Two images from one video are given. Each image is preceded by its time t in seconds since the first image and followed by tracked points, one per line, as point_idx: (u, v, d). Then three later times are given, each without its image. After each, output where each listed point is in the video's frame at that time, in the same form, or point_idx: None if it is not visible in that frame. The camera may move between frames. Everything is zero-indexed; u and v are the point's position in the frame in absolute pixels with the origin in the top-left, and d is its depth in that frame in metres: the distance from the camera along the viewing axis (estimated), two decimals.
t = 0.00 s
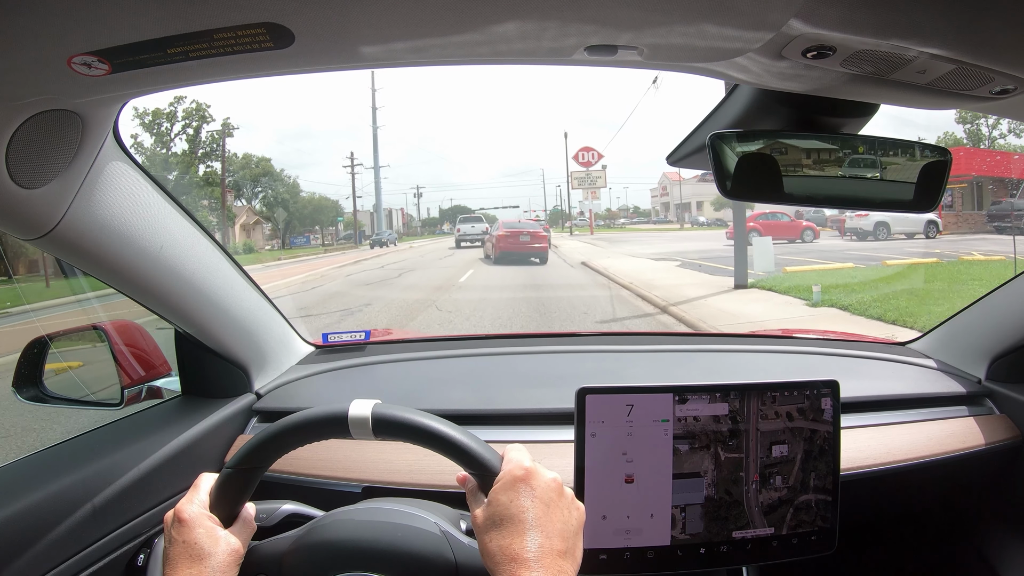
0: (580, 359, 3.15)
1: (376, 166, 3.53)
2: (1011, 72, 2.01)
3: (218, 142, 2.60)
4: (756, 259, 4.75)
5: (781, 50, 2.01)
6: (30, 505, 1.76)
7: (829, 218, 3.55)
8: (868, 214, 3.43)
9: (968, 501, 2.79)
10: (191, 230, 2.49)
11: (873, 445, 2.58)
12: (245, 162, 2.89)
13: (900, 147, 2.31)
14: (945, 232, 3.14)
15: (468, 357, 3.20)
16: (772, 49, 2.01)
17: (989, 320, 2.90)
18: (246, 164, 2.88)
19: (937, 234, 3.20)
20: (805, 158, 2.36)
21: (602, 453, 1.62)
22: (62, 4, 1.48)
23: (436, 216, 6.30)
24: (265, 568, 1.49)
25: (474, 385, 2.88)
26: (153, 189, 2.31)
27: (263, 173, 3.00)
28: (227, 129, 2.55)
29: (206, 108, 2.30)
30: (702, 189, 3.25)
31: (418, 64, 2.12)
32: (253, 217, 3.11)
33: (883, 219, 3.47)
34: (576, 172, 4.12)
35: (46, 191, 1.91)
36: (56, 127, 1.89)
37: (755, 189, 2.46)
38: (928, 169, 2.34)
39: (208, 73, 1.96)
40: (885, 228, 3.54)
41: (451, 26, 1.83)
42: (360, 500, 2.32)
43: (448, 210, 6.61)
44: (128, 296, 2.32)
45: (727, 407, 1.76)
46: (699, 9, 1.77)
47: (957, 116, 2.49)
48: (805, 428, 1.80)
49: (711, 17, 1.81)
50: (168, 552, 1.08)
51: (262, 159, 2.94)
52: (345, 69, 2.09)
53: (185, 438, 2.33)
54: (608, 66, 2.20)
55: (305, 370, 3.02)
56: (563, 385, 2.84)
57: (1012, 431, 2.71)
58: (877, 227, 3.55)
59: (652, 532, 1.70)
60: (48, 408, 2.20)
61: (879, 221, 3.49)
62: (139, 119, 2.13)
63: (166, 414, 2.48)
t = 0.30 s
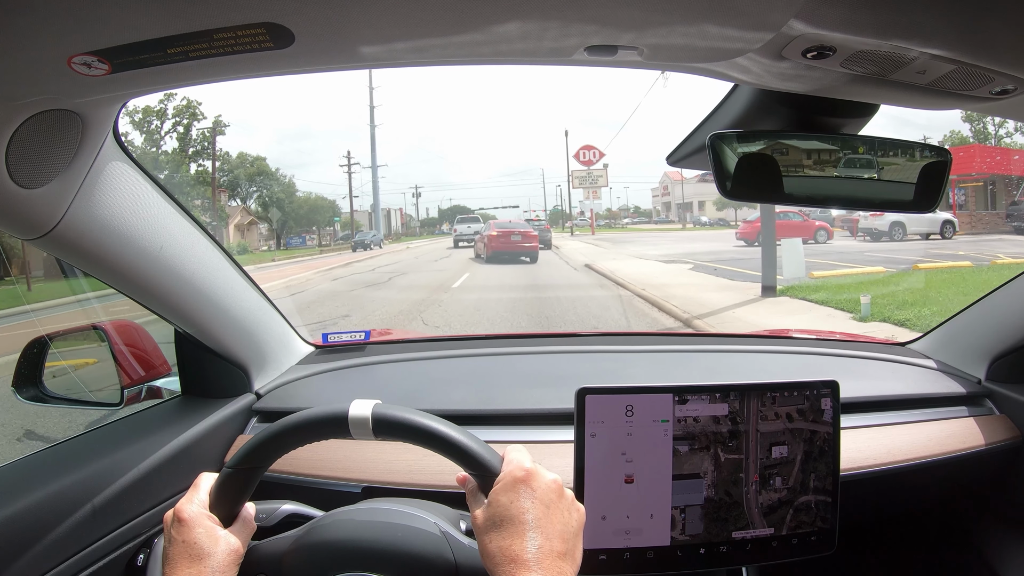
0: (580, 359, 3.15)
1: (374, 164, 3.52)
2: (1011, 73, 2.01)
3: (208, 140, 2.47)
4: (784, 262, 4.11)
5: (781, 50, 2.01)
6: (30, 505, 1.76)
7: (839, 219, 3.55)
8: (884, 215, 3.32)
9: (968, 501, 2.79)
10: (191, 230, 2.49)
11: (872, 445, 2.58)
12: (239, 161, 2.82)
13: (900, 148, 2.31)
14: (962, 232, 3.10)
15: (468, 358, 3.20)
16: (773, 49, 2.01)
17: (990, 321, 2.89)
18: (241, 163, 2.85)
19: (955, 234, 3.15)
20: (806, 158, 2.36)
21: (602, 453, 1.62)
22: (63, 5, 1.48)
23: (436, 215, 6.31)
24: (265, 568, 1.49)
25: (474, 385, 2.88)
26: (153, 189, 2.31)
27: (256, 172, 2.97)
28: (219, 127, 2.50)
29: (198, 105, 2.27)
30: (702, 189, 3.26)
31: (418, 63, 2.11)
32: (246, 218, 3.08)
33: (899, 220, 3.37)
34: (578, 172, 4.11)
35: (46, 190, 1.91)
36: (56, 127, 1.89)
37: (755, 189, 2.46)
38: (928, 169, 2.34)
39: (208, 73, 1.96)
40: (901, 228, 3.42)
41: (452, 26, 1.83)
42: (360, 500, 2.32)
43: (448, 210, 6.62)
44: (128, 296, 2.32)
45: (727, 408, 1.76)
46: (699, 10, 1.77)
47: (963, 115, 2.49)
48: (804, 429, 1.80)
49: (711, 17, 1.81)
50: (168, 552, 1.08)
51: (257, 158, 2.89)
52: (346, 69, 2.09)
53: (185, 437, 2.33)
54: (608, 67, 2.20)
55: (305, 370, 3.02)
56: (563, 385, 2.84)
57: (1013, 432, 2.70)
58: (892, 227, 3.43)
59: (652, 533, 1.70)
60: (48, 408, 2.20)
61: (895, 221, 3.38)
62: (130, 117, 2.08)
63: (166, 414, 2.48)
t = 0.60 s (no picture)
0: (580, 359, 3.15)
1: (372, 164, 3.52)
2: (1010, 72, 2.01)
3: (198, 138, 2.43)
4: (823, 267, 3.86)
5: (781, 50, 2.01)
6: (29, 505, 1.76)
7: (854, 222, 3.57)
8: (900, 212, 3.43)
9: (968, 500, 2.79)
10: (191, 230, 2.49)
11: (873, 445, 2.58)
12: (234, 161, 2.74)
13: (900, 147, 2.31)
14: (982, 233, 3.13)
15: (468, 358, 3.20)
16: (773, 49, 2.01)
17: (990, 320, 2.89)
18: (235, 162, 2.75)
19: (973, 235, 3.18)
20: (806, 158, 2.36)
21: (602, 453, 1.62)
22: (63, 6, 1.48)
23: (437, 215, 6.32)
24: (266, 570, 1.49)
25: (474, 385, 2.88)
26: (154, 189, 2.31)
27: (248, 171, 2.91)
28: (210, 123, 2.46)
29: (185, 101, 2.19)
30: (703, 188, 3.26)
31: (418, 64, 2.11)
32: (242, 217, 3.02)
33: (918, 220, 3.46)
34: (579, 171, 4.12)
35: (47, 191, 1.91)
36: (56, 127, 1.89)
37: (755, 189, 2.47)
38: (928, 169, 2.35)
39: (209, 73, 1.96)
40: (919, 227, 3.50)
41: (452, 26, 1.83)
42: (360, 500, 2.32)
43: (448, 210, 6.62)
44: (128, 296, 2.31)
45: (727, 408, 1.76)
46: (699, 10, 1.77)
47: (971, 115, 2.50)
48: (805, 429, 1.79)
49: (711, 17, 1.81)
50: (169, 554, 1.08)
51: (251, 158, 2.79)
52: (346, 69, 2.09)
53: (185, 437, 2.33)
54: (608, 66, 2.20)
55: (305, 370, 3.02)
56: (563, 385, 2.84)
57: (1013, 431, 2.70)
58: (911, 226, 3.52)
59: (652, 532, 1.69)
60: (48, 408, 2.20)
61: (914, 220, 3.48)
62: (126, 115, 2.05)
63: (166, 414, 2.48)
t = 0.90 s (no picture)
0: (581, 360, 3.15)
1: (370, 164, 3.52)
2: (1009, 72, 2.01)
3: (185, 135, 2.37)
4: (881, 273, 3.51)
5: (780, 50, 2.01)
6: (29, 506, 1.76)
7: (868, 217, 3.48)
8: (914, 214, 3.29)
9: (968, 501, 2.79)
10: (191, 230, 2.49)
11: (873, 445, 2.58)
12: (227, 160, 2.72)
13: (900, 147, 2.31)
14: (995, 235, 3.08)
15: (468, 358, 3.20)
16: (772, 48, 2.01)
17: (991, 320, 2.89)
18: (230, 161, 2.75)
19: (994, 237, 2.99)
20: (807, 158, 2.36)
21: (602, 454, 1.62)
22: (62, 6, 1.48)
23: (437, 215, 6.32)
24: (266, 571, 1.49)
25: (474, 385, 2.88)
26: (153, 190, 2.31)
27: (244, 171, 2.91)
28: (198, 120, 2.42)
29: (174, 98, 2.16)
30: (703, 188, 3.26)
31: (416, 64, 2.11)
32: (235, 217, 3.00)
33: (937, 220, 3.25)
34: (580, 170, 4.13)
35: (47, 191, 1.91)
36: (56, 128, 1.89)
37: (755, 189, 2.46)
38: (928, 169, 2.35)
39: (209, 73, 1.96)
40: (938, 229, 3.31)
41: (451, 26, 1.83)
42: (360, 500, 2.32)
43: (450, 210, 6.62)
44: (127, 296, 2.31)
45: (728, 409, 1.76)
46: (698, 9, 1.77)
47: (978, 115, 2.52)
48: (805, 430, 1.79)
49: (710, 17, 1.81)
50: (168, 559, 1.08)
51: (243, 157, 2.78)
52: (347, 69, 2.09)
53: (185, 438, 2.33)
54: (607, 66, 2.20)
55: (305, 370, 3.02)
56: (564, 385, 2.84)
57: (1013, 431, 2.70)
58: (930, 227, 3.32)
59: (652, 532, 1.69)
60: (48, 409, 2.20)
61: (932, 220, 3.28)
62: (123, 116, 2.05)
63: (166, 415, 2.48)
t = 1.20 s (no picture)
0: (581, 359, 3.15)
1: (367, 162, 3.52)
2: (1009, 72, 2.01)
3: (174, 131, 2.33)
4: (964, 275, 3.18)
5: (780, 49, 2.01)
6: (29, 506, 1.76)
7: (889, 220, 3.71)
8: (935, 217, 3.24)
9: (968, 499, 2.79)
10: (190, 230, 2.49)
11: (873, 445, 2.58)
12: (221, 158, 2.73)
13: (899, 147, 2.31)
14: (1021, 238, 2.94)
15: (468, 358, 3.20)
16: (772, 48, 2.01)
17: (990, 319, 2.89)
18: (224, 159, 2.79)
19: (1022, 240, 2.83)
20: (807, 158, 2.36)
21: (602, 454, 1.62)
22: (61, 7, 1.48)
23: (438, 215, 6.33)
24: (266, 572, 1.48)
25: (474, 385, 2.88)
26: (153, 190, 2.31)
27: (240, 169, 2.91)
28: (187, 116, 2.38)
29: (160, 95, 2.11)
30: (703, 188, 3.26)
31: (416, 64, 2.11)
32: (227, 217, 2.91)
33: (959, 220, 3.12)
34: (582, 169, 4.13)
35: (46, 191, 1.90)
36: (56, 129, 1.89)
37: (755, 189, 2.46)
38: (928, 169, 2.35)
39: (209, 73, 1.96)
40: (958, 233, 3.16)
41: (450, 26, 1.83)
42: (360, 500, 2.32)
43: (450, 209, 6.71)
44: (127, 296, 2.31)
45: (728, 409, 1.76)
46: (696, 9, 1.77)
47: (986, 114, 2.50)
48: (805, 431, 1.79)
49: (708, 16, 1.81)
50: (168, 559, 1.08)
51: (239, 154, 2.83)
52: (347, 69, 2.09)
53: (185, 438, 2.33)
54: (606, 66, 2.20)
55: (305, 370, 3.02)
56: (564, 385, 2.84)
57: (1013, 430, 2.70)
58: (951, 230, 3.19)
59: (653, 532, 1.69)
60: (47, 409, 2.20)
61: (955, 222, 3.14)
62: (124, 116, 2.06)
63: (166, 415, 2.48)
